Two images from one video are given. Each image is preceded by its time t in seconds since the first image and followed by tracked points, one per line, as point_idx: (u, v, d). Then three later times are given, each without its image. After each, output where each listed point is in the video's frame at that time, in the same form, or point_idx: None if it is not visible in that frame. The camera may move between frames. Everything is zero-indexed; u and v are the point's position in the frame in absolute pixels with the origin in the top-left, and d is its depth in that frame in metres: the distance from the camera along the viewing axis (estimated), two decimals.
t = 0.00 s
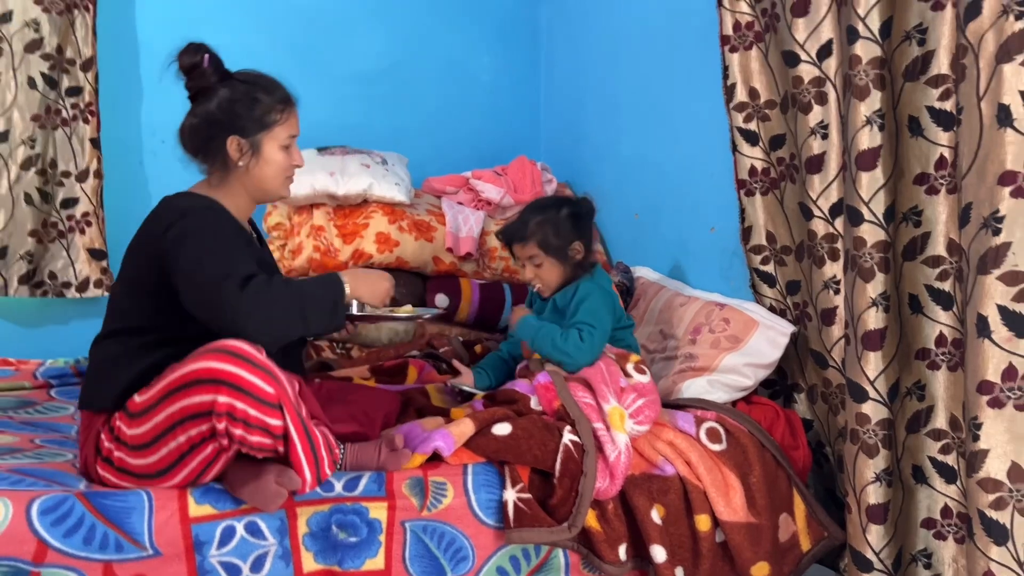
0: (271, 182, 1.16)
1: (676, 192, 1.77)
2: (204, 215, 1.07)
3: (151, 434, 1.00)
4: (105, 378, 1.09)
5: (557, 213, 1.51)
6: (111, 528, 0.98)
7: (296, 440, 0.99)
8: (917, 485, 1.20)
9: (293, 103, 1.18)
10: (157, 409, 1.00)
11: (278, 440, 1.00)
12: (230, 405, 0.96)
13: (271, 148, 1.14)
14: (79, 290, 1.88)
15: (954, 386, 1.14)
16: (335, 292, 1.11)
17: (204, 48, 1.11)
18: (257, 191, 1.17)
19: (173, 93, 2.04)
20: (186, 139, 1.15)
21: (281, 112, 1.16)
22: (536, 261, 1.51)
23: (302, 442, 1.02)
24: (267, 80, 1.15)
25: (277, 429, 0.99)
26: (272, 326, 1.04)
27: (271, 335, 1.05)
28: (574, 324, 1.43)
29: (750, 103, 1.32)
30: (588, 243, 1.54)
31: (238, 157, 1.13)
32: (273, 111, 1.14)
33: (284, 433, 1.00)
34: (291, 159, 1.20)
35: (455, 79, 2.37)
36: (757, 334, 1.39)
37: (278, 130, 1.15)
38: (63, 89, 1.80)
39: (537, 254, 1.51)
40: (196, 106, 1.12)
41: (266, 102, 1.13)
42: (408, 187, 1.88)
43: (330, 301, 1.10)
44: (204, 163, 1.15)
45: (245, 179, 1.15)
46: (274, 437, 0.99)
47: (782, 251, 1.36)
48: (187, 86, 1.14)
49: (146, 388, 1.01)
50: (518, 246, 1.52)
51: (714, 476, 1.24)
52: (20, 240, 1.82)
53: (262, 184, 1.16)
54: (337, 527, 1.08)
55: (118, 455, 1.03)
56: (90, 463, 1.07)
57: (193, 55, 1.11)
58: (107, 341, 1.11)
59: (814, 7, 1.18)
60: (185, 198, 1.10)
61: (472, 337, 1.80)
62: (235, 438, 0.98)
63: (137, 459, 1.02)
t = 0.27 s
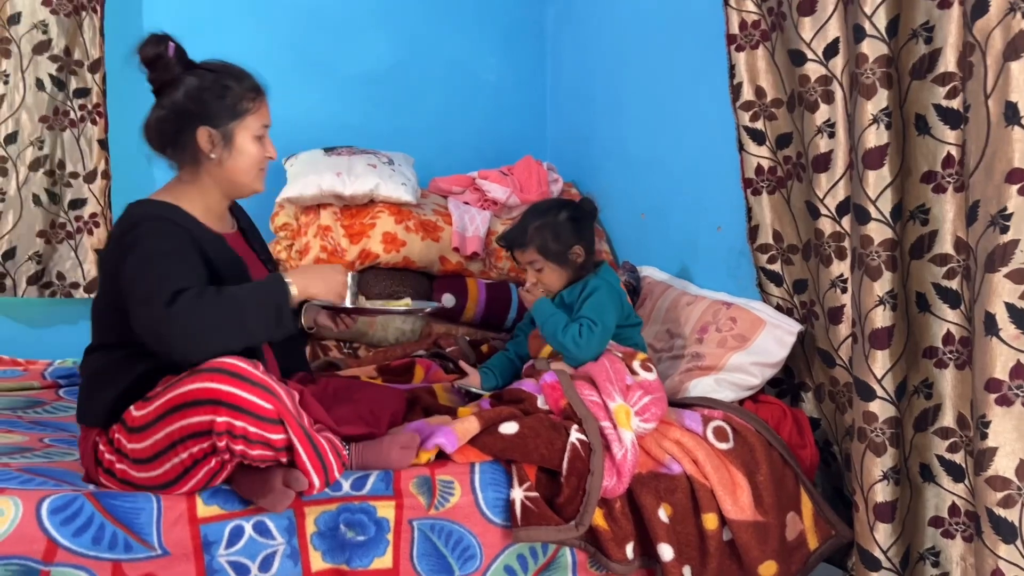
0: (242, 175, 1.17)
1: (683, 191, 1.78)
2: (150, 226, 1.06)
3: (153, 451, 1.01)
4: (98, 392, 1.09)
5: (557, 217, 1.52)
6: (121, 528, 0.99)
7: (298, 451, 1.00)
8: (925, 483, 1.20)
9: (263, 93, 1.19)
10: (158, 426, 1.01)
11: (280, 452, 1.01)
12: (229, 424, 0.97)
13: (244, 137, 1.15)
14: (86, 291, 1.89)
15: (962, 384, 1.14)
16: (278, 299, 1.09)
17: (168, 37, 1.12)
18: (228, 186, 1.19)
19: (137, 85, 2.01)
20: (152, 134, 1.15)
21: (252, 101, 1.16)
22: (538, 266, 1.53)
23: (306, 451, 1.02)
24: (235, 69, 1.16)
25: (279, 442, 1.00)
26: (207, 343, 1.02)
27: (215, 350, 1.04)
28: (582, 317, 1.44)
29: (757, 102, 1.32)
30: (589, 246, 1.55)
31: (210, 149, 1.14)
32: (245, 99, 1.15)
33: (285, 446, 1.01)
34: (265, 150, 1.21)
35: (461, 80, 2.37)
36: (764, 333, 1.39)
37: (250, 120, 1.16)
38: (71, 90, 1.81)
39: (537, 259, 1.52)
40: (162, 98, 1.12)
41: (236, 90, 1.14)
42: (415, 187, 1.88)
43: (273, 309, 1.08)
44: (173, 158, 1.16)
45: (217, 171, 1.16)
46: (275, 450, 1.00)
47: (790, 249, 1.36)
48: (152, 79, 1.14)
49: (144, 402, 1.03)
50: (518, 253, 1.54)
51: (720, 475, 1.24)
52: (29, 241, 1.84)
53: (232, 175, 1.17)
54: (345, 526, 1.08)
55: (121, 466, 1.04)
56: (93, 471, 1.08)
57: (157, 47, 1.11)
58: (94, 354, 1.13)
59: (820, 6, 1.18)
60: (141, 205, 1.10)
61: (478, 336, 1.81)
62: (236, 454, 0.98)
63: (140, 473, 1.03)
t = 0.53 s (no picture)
0: (204, 175, 1.09)
1: (691, 188, 1.77)
2: (95, 248, 0.98)
3: (158, 454, 1.00)
4: (80, 411, 1.08)
5: (561, 215, 1.51)
6: (129, 526, 0.99)
7: (306, 444, 0.99)
8: (936, 480, 1.19)
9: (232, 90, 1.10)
10: (158, 431, 0.99)
11: (289, 445, 1.00)
12: (237, 417, 0.96)
13: (207, 136, 1.06)
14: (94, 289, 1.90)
15: (973, 380, 1.13)
16: (217, 317, 0.95)
17: (133, 25, 1.04)
18: (188, 185, 1.10)
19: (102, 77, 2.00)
20: (109, 128, 1.06)
21: (219, 98, 1.07)
22: (540, 265, 1.52)
23: (314, 446, 1.01)
24: (203, 63, 1.07)
25: (287, 435, 1.00)
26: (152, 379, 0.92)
27: (151, 386, 0.93)
28: (591, 312, 1.43)
29: (766, 96, 1.32)
30: (592, 245, 1.54)
31: (170, 146, 1.05)
32: (210, 95, 1.06)
33: (293, 437, 1.00)
34: (231, 151, 1.12)
35: (468, 76, 2.37)
36: (773, 330, 1.38)
37: (215, 117, 1.07)
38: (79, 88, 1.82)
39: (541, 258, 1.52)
40: (123, 91, 1.04)
41: (203, 85, 1.05)
42: (422, 184, 1.89)
43: (207, 330, 0.93)
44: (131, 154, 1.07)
45: (176, 170, 1.08)
46: (283, 443, 1.00)
47: (799, 245, 1.35)
48: (116, 69, 1.05)
49: (137, 410, 1.00)
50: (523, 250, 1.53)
51: (730, 471, 1.23)
52: (37, 240, 1.84)
53: (192, 176, 1.08)
54: (353, 523, 1.08)
55: (123, 477, 1.03)
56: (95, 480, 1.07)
57: (121, 35, 1.03)
58: (77, 368, 1.10)
59: None
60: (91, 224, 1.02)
61: (486, 333, 1.81)
62: (245, 447, 0.98)
63: (145, 480, 1.02)
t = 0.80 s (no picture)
0: (180, 183, 1.07)
1: (702, 190, 1.77)
2: (66, 265, 0.97)
3: (172, 459, 1.01)
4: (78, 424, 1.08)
5: (558, 225, 1.54)
6: (144, 526, 1.00)
7: (320, 443, 1.00)
8: (948, 482, 1.19)
9: (213, 98, 1.09)
10: (171, 438, 1.00)
11: (304, 444, 1.01)
12: (253, 416, 0.97)
13: (184, 144, 1.05)
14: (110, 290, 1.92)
15: (985, 382, 1.13)
16: (191, 319, 0.92)
17: (113, 31, 1.03)
18: (165, 195, 1.09)
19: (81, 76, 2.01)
20: (91, 134, 1.06)
21: (197, 105, 1.06)
22: (539, 275, 1.54)
23: (327, 447, 1.02)
24: (182, 70, 1.05)
25: (303, 433, 1.00)
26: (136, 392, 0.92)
27: (139, 398, 0.92)
28: (603, 314, 1.44)
29: (777, 98, 1.32)
30: (590, 254, 1.56)
31: (146, 155, 1.04)
32: (187, 103, 1.05)
33: (309, 435, 1.01)
34: (213, 160, 1.10)
35: (479, 78, 2.38)
36: (785, 331, 1.38)
37: (193, 125, 1.05)
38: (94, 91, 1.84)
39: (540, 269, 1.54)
40: (103, 99, 1.04)
41: (179, 92, 1.04)
42: (434, 186, 1.89)
43: (183, 335, 0.91)
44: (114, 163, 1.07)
45: (150, 179, 1.06)
46: (299, 441, 1.00)
47: (811, 246, 1.35)
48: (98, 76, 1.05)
49: (144, 420, 1.02)
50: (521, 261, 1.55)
51: (740, 472, 1.24)
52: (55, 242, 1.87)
53: (168, 185, 1.07)
54: (366, 523, 1.09)
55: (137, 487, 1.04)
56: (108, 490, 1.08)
57: (101, 41, 1.03)
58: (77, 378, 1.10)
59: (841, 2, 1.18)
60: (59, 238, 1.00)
61: (496, 334, 1.82)
62: (261, 447, 0.99)
63: (160, 488, 1.03)
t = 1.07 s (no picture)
0: (212, 187, 1.08)
1: (719, 192, 1.78)
2: (74, 262, 0.98)
3: (188, 476, 1.02)
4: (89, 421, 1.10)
5: (557, 233, 1.55)
6: (169, 526, 1.02)
7: (339, 468, 1.02)
8: (967, 484, 1.18)
9: (243, 104, 1.11)
10: (190, 453, 1.02)
11: (323, 468, 1.03)
12: (270, 450, 0.99)
13: (217, 149, 1.07)
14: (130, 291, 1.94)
15: (1005, 385, 1.12)
16: (182, 327, 0.93)
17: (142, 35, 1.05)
18: (195, 198, 1.09)
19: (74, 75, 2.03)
20: (117, 140, 1.07)
21: (230, 110, 1.08)
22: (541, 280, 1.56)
23: (346, 470, 1.04)
24: (211, 74, 1.08)
25: (321, 459, 1.03)
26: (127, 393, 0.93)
27: (128, 400, 0.94)
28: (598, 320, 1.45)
29: (795, 100, 1.32)
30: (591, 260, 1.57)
31: (180, 158, 1.05)
32: (221, 109, 1.07)
33: (328, 460, 1.03)
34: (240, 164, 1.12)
35: (494, 80, 2.38)
36: (802, 333, 1.38)
37: (226, 129, 1.08)
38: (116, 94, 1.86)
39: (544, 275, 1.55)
40: (131, 100, 1.05)
41: (212, 97, 1.06)
42: (452, 188, 1.90)
43: (172, 341, 0.93)
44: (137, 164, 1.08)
45: (184, 181, 1.07)
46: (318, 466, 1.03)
47: (829, 248, 1.35)
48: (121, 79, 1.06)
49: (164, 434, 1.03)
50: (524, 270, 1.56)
51: (758, 473, 1.24)
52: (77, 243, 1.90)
53: (201, 189, 1.08)
54: (385, 524, 1.10)
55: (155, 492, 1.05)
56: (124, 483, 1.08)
57: (131, 44, 1.04)
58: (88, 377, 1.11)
59: (860, 4, 1.18)
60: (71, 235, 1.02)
61: (512, 335, 1.83)
62: (279, 475, 1.01)
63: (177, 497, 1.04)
